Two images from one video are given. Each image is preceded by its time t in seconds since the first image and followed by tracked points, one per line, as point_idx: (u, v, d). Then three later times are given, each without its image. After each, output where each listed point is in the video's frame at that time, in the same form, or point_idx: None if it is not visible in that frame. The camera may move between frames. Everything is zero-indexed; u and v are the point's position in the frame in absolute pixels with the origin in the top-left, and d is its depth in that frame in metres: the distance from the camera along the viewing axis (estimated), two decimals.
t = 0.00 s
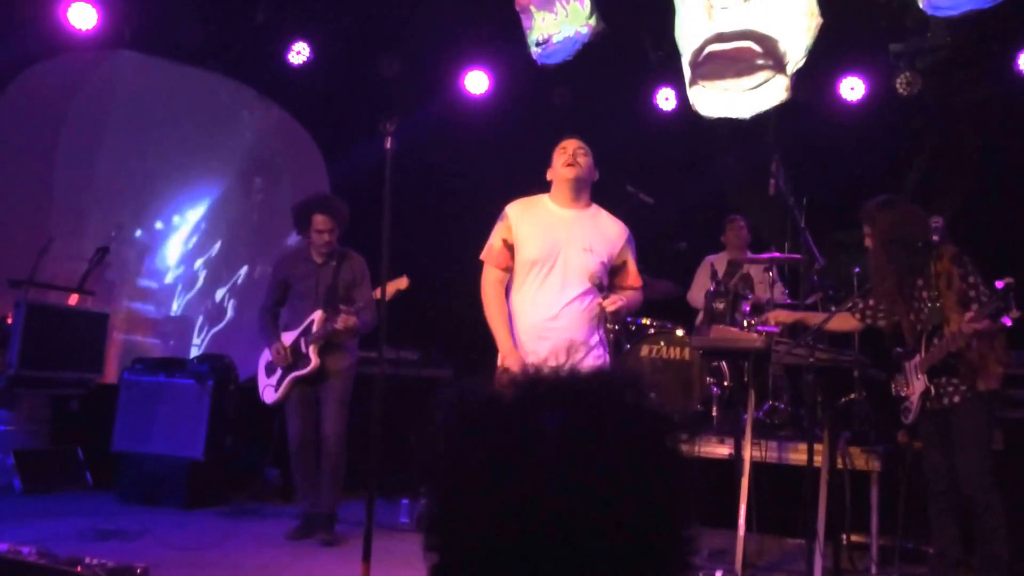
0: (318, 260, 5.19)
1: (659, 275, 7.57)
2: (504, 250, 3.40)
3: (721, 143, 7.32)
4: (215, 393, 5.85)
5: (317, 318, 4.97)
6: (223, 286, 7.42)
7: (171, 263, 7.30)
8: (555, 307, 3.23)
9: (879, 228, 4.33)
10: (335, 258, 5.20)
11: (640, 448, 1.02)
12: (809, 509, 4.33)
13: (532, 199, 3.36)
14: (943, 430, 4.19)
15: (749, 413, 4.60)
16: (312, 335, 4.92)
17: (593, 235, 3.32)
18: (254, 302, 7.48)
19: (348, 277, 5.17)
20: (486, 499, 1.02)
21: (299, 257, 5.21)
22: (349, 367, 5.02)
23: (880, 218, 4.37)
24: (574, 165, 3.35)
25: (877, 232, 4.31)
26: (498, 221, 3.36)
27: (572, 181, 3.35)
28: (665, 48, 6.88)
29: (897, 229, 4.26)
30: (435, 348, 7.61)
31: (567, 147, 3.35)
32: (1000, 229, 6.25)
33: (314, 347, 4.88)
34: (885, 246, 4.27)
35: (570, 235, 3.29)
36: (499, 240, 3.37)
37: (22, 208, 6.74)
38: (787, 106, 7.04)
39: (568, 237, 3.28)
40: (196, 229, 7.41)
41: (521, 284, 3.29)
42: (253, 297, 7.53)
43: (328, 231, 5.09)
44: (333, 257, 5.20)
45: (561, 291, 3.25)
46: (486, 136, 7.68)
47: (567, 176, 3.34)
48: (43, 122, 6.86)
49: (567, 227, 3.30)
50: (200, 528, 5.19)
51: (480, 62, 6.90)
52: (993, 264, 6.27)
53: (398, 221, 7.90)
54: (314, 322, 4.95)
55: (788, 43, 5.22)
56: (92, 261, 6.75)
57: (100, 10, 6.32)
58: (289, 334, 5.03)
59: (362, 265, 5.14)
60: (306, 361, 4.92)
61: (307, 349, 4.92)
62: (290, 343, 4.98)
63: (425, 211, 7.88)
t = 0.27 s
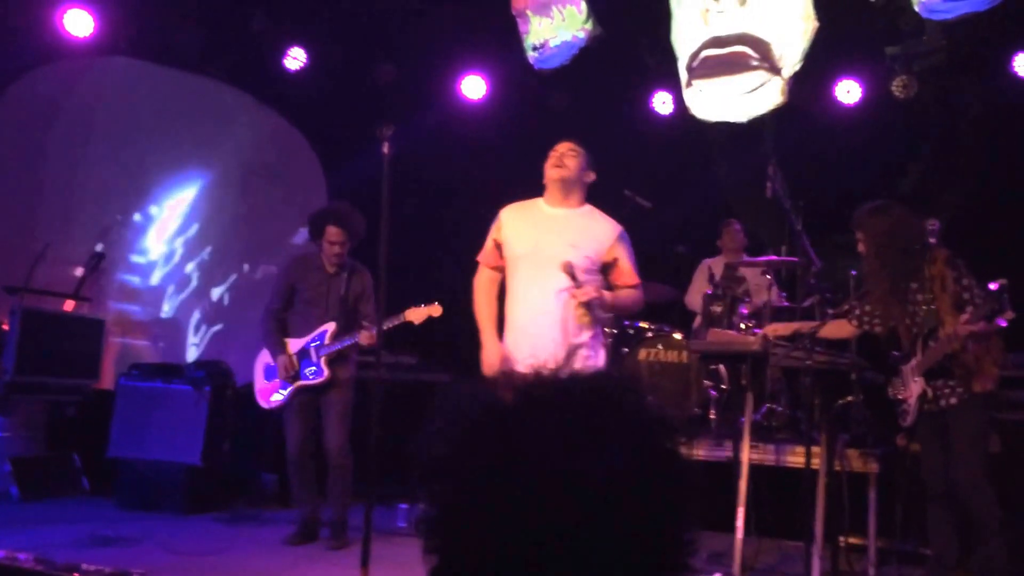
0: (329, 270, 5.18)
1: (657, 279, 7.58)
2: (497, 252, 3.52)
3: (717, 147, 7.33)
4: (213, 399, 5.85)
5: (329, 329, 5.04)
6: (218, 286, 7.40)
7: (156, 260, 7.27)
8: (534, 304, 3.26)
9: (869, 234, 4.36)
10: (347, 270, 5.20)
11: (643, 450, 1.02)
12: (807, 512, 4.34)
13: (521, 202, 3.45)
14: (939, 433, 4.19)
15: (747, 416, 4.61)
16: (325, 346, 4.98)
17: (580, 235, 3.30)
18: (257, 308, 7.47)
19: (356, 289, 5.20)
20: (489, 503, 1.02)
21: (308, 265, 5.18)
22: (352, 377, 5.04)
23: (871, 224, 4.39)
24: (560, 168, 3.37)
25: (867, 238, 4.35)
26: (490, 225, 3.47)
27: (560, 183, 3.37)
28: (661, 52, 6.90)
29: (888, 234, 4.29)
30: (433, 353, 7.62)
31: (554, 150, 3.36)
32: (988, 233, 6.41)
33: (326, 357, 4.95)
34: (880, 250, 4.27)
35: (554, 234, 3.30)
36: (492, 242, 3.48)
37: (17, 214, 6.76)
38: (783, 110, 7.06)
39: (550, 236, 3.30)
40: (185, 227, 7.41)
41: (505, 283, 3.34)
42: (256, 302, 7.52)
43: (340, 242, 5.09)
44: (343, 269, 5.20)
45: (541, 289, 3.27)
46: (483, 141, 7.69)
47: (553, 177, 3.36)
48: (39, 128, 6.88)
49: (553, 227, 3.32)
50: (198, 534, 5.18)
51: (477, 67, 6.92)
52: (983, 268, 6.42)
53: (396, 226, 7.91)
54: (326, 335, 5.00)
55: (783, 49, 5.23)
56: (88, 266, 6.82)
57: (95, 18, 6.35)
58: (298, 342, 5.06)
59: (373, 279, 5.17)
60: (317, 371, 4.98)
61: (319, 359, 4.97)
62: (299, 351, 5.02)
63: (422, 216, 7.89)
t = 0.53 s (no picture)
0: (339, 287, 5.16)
1: (650, 282, 7.59)
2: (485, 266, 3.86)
3: (710, 150, 7.34)
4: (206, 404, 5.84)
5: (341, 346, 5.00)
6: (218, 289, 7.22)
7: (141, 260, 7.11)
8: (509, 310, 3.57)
9: (863, 235, 4.38)
10: (354, 288, 5.19)
11: (633, 451, 1.02)
12: (801, 513, 4.35)
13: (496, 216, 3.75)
14: (932, 434, 4.20)
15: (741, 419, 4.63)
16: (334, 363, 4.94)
17: (547, 237, 3.54)
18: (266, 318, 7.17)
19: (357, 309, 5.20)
20: (483, 504, 1.02)
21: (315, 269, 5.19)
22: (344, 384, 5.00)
23: (865, 226, 4.40)
24: (525, 175, 3.64)
25: (859, 239, 4.37)
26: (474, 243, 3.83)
27: (525, 191, 3.65)
28: (654, 56, 6.92)
29: (880, 236, 4.31)
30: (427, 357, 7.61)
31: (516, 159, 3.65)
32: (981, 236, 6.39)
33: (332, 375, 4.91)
34: (872, 251, 4.29)
35: (523, 241, 3.58)
36: (476, 259, 3.83)
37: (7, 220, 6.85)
38: (775, 114, 7.08)
39: (518, 244, 3.59)
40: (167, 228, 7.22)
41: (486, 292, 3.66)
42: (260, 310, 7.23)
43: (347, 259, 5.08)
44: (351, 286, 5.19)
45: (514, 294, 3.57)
46: (476, 145, 7.69)
47: (519, 187, 3.65)
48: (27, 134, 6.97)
49: (522, 234, 3.60)
50: (191, 539, 5.17)
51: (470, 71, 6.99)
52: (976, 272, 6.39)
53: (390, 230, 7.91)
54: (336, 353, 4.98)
55: (774, 52, 5.25)
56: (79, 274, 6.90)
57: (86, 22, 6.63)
58: (308, 351, 5.02)
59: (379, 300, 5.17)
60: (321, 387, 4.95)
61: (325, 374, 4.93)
62: (306, 361, 4.98)
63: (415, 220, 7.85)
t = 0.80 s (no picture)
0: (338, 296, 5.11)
1: (639, 286, 7.60)
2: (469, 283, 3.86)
3: (698, 153, 7.35)
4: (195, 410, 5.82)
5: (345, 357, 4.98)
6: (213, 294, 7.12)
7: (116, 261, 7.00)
8: (495, 322, 3.57)
9: (852, 232, 4.43)
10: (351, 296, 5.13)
11: (617, 453, 1.02)
12: (790, 516, 4.36)
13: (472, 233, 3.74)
14: (919, 437, 4.21)
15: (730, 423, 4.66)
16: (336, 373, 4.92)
17: (525, 245, 3.53)
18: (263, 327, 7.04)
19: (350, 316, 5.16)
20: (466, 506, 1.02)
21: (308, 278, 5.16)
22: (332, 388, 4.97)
23: (854, 223, 4.45)
24: (495, 193, 3.63)
25: (849, 236, 4.42)
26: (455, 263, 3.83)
27: (497, 208, 3.64)
28: (642, 60, 6.94)
29: (869, 235, 4.35)
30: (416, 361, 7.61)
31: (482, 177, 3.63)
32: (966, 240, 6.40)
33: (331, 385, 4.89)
34: (859, 253, 4.34)
35: (501, 253, 3.58)
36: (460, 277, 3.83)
37: None
38: (763, 117, 7.10)
39: (497, 258, 3.59)
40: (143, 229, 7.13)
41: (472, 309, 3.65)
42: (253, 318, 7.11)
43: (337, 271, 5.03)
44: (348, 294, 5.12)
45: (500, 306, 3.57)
46: (465, 149, 7.70)
47: (490, 204, 3.63)
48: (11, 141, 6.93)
49: (500, 246, 3.60)
50: (180, 545, 5.15)
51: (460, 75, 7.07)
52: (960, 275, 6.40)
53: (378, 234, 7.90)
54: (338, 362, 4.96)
55: (762, 56, 5.26)
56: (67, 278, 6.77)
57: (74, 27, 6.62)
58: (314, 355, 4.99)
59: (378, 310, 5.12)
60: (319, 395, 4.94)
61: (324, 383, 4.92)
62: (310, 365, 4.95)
63: (402, 222, 7.84)
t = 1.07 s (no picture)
0: (318, 297, 5.07)
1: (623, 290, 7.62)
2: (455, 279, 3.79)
3: (681, 156, 7.36)
4: (179, 416, 5.78)
5: (320, 357, 4.95)
6: (201, 301, 6.99)
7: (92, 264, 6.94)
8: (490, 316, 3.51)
9: (829, 239, 4.39)
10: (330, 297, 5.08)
11: (597, 458, 1.02)
12: (775, 519, 4.37)
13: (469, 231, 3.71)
14: (902, 439, 4.24)
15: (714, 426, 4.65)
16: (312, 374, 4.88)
17: (527, 245, 3.53)
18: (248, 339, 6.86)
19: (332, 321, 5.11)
20: (447, 510, 1.01)
21: (285, 285, 5.14)
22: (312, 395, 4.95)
23: (831, 230, 4.40)
24: (501, 194, 3.63)
25: (826, 243, 4.39)
26: (443, 257, 3.76)
27: (502, 209, 3.64)
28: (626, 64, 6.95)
29: (848, 241, 4.33)
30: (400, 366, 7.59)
31: (487, 177, 3.62)
32: (947, 242, 6.45)
33: (307, 386, 4.85)
34: (839, 256, 4.36)
35: (500, 251, 3.56)
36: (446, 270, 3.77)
37: None
38: (746, 121, 7.13)
39: (495, 255, 3.57)
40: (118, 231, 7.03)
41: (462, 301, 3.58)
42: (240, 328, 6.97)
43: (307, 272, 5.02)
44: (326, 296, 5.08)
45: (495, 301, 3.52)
46: (448, 153, 7.68)
47: (495, 205, 3.64)
48: None
49: (499, 245, 3.57)
50: (165, 551, 5.11)
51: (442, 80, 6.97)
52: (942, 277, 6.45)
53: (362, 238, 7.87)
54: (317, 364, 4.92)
55: (744, 60, 5.27)
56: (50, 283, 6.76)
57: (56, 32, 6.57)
58: (292, 356, 4.97)
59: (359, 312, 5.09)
60: (295, 396, 4.90)
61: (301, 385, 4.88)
62: (289, 366, 4.92)
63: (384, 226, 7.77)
